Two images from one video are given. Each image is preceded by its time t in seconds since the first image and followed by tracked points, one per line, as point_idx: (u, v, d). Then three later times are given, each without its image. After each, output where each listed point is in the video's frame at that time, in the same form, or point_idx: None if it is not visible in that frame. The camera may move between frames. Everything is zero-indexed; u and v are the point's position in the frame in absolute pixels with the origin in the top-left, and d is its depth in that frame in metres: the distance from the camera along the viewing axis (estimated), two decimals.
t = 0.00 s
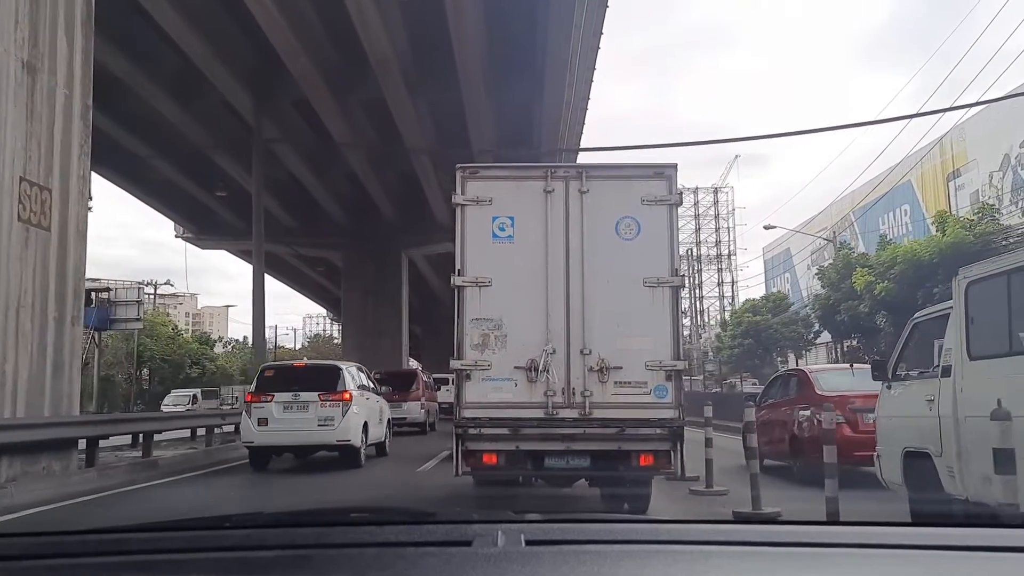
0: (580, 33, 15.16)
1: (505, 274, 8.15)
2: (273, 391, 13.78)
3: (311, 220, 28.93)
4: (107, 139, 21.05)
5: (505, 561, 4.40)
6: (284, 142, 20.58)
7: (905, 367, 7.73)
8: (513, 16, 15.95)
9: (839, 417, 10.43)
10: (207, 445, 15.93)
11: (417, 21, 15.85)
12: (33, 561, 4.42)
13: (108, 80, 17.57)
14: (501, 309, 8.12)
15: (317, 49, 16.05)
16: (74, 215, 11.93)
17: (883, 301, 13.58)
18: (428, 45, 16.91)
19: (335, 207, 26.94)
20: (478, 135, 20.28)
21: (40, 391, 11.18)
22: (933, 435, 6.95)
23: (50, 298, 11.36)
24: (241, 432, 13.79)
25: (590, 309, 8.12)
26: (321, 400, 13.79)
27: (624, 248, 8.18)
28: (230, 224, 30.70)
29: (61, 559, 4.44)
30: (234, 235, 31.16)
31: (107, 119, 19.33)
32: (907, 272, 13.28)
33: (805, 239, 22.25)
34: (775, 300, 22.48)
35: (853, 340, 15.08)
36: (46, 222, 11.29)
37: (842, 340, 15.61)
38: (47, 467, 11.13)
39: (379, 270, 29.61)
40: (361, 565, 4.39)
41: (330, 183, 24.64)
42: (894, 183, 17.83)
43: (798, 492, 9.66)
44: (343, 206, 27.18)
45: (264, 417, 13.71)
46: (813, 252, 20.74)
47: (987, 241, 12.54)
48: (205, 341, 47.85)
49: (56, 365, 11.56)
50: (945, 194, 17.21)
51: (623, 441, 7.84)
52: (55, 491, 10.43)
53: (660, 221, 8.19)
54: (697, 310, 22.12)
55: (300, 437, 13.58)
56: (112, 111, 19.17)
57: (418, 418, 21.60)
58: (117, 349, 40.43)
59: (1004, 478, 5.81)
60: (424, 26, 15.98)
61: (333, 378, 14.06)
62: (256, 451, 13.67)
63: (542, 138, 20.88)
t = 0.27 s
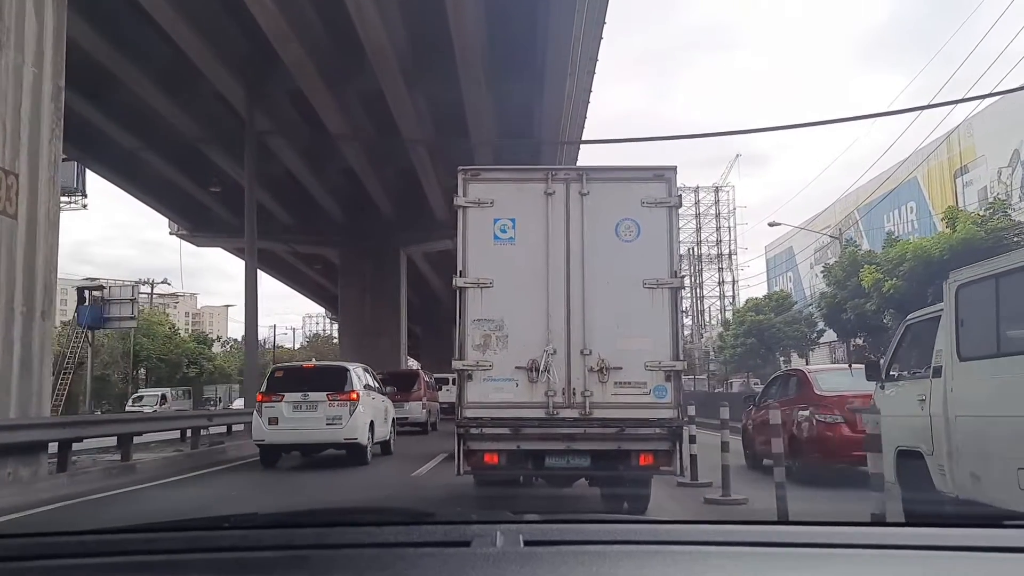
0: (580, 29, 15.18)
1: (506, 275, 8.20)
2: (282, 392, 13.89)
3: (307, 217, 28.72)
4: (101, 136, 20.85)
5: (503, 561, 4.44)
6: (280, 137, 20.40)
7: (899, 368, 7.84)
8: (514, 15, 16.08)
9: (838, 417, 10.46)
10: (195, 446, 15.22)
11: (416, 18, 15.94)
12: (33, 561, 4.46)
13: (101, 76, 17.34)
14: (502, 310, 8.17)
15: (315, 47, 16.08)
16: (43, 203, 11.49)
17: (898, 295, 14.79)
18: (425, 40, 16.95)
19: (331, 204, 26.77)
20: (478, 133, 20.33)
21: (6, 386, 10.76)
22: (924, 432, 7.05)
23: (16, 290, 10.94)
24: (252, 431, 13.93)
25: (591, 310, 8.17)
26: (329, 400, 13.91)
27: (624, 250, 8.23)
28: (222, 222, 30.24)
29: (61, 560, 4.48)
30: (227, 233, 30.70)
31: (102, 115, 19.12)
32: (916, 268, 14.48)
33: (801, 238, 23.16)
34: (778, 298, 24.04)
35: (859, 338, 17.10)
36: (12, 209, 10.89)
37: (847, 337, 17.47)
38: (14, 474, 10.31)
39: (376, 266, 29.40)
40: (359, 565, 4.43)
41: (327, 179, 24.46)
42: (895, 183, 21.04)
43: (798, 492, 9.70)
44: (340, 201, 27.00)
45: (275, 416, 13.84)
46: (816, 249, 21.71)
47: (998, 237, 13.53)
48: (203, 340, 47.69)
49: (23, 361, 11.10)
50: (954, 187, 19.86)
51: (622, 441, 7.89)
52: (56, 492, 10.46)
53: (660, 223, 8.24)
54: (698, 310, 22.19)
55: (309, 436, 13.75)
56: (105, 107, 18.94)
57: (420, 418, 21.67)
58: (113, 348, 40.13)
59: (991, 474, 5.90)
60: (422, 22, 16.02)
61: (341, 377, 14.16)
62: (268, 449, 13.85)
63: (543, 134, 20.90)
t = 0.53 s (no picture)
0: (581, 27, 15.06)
1: (508, 277, 8.26)
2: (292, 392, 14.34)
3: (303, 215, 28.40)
4: (95, 133, 20.60)
5: (503, 559, 4.51)
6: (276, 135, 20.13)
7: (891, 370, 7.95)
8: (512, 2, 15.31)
9: (836, 416, 10.56)
10: (179, 448, 14.68)
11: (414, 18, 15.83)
12: (38, 561, 4.50)
13: (94, 73, 17.05)
14: (503, 312, 8.23)
15: (314, 45, 15.97)
16: (9, 184, 10.99)
17: (907, 291, 14.01)
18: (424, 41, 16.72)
19: (328, 200, 26.51)
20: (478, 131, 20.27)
21: None
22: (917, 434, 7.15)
23: None
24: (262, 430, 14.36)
25: (591, 311, 8.23)
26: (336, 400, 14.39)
27: (623, 252, 8.29)
28: (214, 219, 29.76)
29: (65, 559, 4.52)
30: (220, 230, 30.18)
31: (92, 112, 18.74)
32: (926, 265, 13.82)
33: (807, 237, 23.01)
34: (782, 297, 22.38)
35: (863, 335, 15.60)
36: None
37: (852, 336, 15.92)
38: None
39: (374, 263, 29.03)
40: (359, 564, 4.49)
41: (323, 176, 24.18)
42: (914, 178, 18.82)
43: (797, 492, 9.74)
44: (337, 197, 26.70)
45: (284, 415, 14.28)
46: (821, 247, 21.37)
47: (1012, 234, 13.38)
48: (201, 340, 47.49)
49: None
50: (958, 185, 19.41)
51: (622, 441, 7.96)
52: (56, 493, 10.48)
53: (660, 226, 8.30)
54: (698, 310, 22.20)
55: (317, 434, 14.19)
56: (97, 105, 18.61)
57: (421, 418, 21.76)
58: (109, 349, 39.79)
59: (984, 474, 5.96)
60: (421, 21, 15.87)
61: (348, 377, 14.69)
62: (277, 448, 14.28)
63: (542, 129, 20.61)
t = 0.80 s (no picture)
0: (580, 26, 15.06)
1: (510, 278, 8.33)
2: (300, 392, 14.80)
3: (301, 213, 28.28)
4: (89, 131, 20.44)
5: (501, 559, 4.57)
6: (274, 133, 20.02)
7: (885, 371, 8.05)
8: None
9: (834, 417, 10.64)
10: (163, 451, 14.39)
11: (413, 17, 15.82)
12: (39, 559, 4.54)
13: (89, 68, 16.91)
14: (504, 313, 8.29)
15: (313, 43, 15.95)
16: None
17: (916, 288, 14.11)
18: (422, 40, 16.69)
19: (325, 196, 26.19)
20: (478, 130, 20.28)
21: None
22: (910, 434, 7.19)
23: None
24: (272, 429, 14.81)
25: (591, 312, 8.30)
26: (343, 400, 14.84)
27: (623, 254, 8.35)
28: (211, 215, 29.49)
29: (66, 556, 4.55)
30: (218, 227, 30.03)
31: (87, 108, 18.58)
32: (937, 262, 14.07)
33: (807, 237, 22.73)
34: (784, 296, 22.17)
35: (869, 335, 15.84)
36: None
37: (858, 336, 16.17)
38: None
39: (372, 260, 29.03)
40: (356, 564, 4.52)
41: (321, 174, 24.05)
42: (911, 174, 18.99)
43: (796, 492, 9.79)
44: (334, 194, 26.59)
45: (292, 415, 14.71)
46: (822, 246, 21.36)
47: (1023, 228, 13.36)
48: (199, 341, 47.35)
49: None
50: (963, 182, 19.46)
51: (621, 441, 8.02)
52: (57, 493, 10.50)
53: (658, 229, 8.36)
54: (699, 310, 22.23)
55: (324, 433, 14.64)
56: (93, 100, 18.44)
57: (422, 418, 21.84)
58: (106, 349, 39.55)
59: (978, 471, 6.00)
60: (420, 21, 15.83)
61: (354, 378, 15.11)
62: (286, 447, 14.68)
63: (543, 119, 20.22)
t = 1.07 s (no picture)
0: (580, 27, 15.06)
1: (511, 280, 8.39)
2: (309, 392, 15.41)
3: (299, 212, 28.04)
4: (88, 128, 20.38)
5: (500, 559, 4.63)
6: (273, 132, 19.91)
7: (880, 371, 8.17)
8: None
9: (830, 417, 10.70)
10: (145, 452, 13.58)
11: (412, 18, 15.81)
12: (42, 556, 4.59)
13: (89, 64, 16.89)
14: (505, 315, 8.35)
15: (313, 44, 15.96)
16: None
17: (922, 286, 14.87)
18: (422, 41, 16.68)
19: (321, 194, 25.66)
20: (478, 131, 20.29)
21: None
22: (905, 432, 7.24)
23: None
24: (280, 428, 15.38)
25: (591, 314, 8.36)
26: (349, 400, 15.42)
27: (622, 256, 8.41)
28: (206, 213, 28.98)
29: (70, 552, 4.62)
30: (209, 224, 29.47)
31: (84, 107, 18.43)
32: (945, 259, 14.52)
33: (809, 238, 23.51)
34: (787, 295, 22.39)
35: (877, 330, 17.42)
36: None
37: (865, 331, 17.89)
38: None
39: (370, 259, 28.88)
40: (356, 564, 4.58)
41: (321, 173, 24.01)
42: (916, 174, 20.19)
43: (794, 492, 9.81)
44: (333, 193, 26.46)
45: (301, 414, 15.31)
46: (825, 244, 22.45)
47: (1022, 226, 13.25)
48: (198, 340, 47.21)
49: None
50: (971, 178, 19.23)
51: (621, 441, 8.07)
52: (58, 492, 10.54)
53: (658, 231, 8.42)
54: (699, 308, 22.25)
55: (332, 431, 15.22)
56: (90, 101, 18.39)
57: (425, 418, 21.89)
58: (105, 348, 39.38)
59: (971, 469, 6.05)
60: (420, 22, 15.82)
61: (359, 378, 15.65)
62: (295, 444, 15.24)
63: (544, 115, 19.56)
